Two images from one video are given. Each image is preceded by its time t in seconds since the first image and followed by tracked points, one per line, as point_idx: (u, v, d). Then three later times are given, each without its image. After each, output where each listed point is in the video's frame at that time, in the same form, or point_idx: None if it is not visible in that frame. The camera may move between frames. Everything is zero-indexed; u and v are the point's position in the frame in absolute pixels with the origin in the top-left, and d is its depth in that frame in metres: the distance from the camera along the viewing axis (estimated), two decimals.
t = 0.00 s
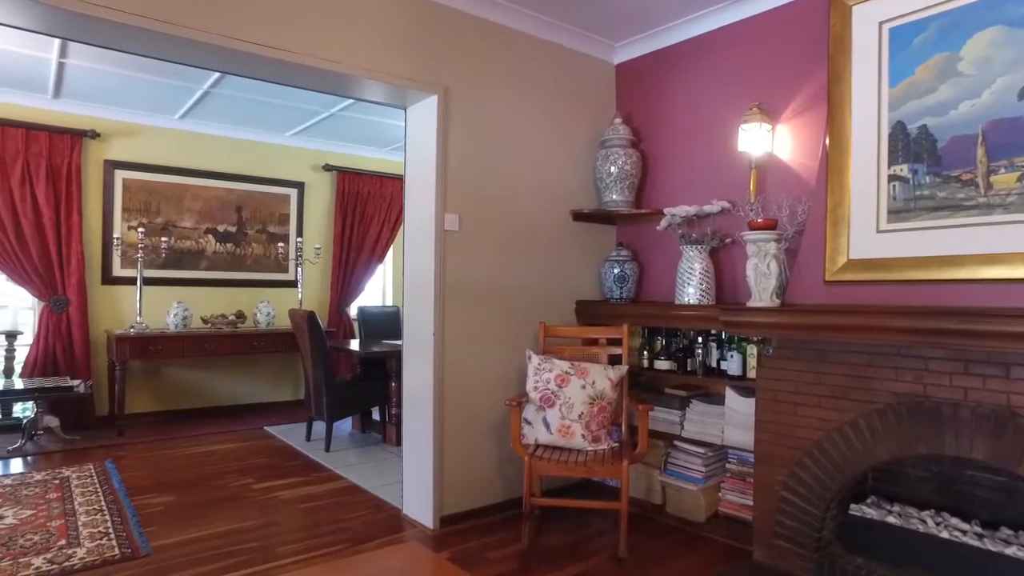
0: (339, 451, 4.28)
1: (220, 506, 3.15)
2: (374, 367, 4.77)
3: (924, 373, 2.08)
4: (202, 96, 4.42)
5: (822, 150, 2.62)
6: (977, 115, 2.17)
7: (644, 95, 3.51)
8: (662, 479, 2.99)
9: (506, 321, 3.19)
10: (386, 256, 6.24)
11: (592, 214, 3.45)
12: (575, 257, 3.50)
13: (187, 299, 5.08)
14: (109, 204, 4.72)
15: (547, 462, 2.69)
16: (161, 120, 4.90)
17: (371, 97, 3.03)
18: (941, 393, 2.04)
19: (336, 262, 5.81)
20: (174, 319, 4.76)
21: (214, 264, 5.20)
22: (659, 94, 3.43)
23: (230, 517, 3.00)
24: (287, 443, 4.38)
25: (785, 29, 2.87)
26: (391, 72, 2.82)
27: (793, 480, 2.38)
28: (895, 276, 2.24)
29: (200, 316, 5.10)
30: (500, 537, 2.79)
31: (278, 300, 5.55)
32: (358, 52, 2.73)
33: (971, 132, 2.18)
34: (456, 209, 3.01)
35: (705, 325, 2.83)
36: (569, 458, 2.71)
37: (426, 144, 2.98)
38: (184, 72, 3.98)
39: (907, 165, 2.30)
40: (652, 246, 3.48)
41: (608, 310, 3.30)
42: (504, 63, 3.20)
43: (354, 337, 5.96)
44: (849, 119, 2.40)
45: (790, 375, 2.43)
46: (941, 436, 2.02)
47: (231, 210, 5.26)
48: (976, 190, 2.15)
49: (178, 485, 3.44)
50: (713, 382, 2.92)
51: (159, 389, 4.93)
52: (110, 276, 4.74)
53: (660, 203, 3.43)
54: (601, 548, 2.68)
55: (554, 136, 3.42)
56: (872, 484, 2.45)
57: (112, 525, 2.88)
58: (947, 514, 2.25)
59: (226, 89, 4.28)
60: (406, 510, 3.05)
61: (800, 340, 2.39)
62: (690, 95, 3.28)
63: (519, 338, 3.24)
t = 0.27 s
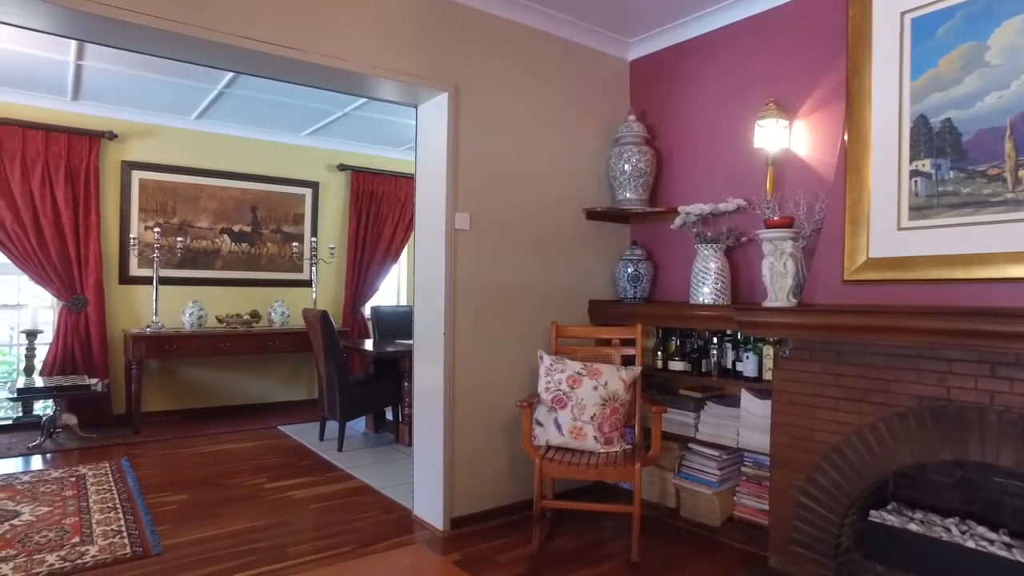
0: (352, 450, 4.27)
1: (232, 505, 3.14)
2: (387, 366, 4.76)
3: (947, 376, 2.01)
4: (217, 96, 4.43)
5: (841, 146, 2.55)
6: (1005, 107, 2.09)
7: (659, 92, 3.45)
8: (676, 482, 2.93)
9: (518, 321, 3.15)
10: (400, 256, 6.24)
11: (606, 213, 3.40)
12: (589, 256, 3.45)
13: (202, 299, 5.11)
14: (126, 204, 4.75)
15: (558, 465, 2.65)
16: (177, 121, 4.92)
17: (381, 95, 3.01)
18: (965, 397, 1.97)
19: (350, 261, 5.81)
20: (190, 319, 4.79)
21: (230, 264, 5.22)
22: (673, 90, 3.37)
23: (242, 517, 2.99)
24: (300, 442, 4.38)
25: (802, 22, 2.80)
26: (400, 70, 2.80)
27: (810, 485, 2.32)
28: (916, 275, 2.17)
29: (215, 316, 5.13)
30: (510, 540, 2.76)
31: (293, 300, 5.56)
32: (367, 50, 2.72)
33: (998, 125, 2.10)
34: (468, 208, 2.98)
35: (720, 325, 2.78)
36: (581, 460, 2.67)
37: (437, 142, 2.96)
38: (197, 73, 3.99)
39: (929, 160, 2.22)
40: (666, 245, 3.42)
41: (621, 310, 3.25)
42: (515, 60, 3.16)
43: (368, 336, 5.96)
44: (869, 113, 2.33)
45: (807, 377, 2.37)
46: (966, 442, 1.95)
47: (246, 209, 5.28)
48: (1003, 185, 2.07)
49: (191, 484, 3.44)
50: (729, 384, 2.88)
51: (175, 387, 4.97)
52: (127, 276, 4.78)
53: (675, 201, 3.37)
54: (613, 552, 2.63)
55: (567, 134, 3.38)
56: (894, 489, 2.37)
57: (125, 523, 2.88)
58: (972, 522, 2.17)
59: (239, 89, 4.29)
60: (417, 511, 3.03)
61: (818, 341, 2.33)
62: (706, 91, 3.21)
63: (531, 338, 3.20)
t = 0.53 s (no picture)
0: (363, 451, 4.26)
1: (243, 505, 3.14)
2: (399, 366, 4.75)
3: (970, 379, 1.95)
4: (230, 97, 4.43)
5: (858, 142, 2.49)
6: None
7: (672, 89, 3.40)
8: (690, 485, 2.88)
9: (529, 321, 3.12)
10: (413, 256, 6.23)
11: (618, 212, 3.35)
12: (601, 256, 3.41)
13: (215, 298, 5.13)
14: (141, 205, 4.78)
15: (569, 468, 2.62)
16: (191, 121, 4.94)
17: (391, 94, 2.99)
18: (990, 402, 1.90)
19: (363, 261, 5.81)
20: (203, 318, 4.82)
21: (243, 264, 5.24)
22: (687, 87, 3.32)
23: (252, 517, 2.99)
24: (312, 442, 4.38)
25: (819, 17, 2.74)
26: (410, 68, 2.78)
27: (827, 490, 2.26)
28: (938, 275, 2.11)
29: (228, 315, 5.15)
30: (520, 543, 2.73)
31: (305, 300, 5.57)
32: (376, 48, 2.70)
33: None
34: (478, 207, 2.96)
35: (735, 326, 2.72)
36: (592, 463, 2.63)
37: (447, 141, 2.93)
38: (210, 74, 4.00)
39: (951, 155, 2.16)
40: (680, 244, 3.37)
41: (633, 310, 3.20)
42: (526, 57, 3.13)
43: (381, 336, 5.95)
44: (889, 108, 2.27)
45: (825, 380, 2.31)
46: (990, 449, 1.88)
47: (259, 209, 5.30)
48: None
49: (202, 483, 3.45)
50: (744, 386, 2.81)
51: (189, 386, 4.99)
52: (142, 276, 4.81)
53: (689, 200, 3.32)
54: (624, 556, 2.59)
55: (579, 132, 3.34)
56: (914, 495, 2.31)
57: (136, 522, 2.88)
58: (998, 531, 2.09)
59: (252, 90, 4.29)
60: (427, 512, 3.01)
61: (835, 343, 2.27)
62: (720, 88, 3.16)
63: (542, 339, 3.17)
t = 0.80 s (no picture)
0: (377, 451, 4.25)
1: (255, 505, 3.13)
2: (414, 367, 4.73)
3: (1000, 384, 1.87)
4: (245, 97, 4.44)
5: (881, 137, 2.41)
6: None
7: (689, 85, 3.33)
8: (706, 490, 2.82)
9: (542, 321, 3.08)
10: (428, 256, 6.21)
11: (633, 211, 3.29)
12: (616, 255, 3.35)
13: (231, 298, 5.15)
14: (158, 205, 4.81)
15: (581, 471, 2.57)
16: (208, 122, 4.97)
17: (402, 92, 2.97)
18: (1021, 408, 1.82)
19: (378, 261, 5.80)
20: (219, 318, 4.85)
21: (259, 264, 5.25)
22: (704, 83, 3.25)
23: (263, 517, 2.98)
24: (325, 442, 4.38)
25: (840, 8, 2.66)
26: (421, 65, 2.75)
27: (848, 498, 2.19)
28: (966, 274, 2.06)
29: (244, 315, 5.17)
30: (532, 547, 2.69)
31: (321, 300, 5.57)
32: (387, 46, 2.67)
33: None
34: (490, 206, 2.92)
35: (753, 327, 2.65)
36: (605, 466, 2.58)
37: (459, 139, 2.90)
38: (225, 74, 4.00)
39: (980, 149, 2.07)
40: (696, 243, 3.30)
41: (649, 310, 3.14)
42: (539, 54, 3.09)
43: (396, 336, 5.94)
44: (915, 102, 2.19)
45: (846, 383, 2.23)
46: (1021, 457, 1.80)
47: (275, 209, 5.31)
48: None
49: (215, 483, 3.45)
50: (762, 389, 2.74)
51: (205, 385, 5.02)
52: (159, 276, 4.84)
53: (706, 198, 3.25)
54: (638, 562, 2.54)
55: (594, 130, 3.29)
56: (939, 503, 2.23)
57: (148, 521, 2.88)
58: None
59: (266, 89, 4.29)
60: (438, 514, 2.97)
61: (857, 345, 2.19)
62: (738, 83, 3.08)
63: (555, 339, 3.12)
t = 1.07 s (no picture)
0: (392, 452, 4.23)
1: (269, 506, 3.13)
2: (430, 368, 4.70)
3: None
4: (261, 99, 4.45)
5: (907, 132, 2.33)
6: None
7: (707, 81, 3.25)
8: (724, 496, 2.75)
9: (557, 322, 3.03)
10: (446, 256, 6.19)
11: (650, 210, 3.22)
12: (633, 255, 3.29)
13: (249, 299, 5.18)
14: (177, 206, 4.85)
15: (594, 476, 2.52)
16: (226, 124, 5.00)
17: (415, 91, 2.94)
18: None
19: (395, 261, 5.80)
20: (237, 318, 4.87)
21: (277, 264, 5.27)
22: (723, 79, 3.17)
23: (277, 518, 2.97)
24: (341, 443, 4.37)
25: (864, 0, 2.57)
26: (433, 63, 2.72)
27: (871, 506, 2.11)
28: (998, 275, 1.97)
29: (262, 315, 5.19)
30: (545, 552, 2.64)
31: (338, 300, 5.58)
32: (399, 44, 2.64)
33: None
34: (503, 205, 2.88)
35: (773, 329, 2.58)
36: (620, 471, 2.52)
37: (471, 138, 2.87)
38: (242, 75, 4.01)
39: (1013, 143, 1.97)
40: (715, 243, 3.23)
41: (665, 312, 3.07)
42: (553, 51, 3.04)
43: (413, 336, 5.93)
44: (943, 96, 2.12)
45: (869, 388, 2.16)
46: None
47: (292, 210, 5.32)
48: None
49: (230, 483, 3.45)
50: (782, 393, 2.67)
51: (223, 385, 5.05)
52: (178, 276, 4.88)
53: (724, 197, 3.17)
54: (653, 570, 2.48)
55: (610, 128, 3.23)
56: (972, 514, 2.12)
57: (163, 520, 2.89)
58: None
59: (282, 90, 4.30)
60: (451, 518, 2.94)
61: (881, 348, 2.12)
62: (759, 79, 3.00)
63: (569, 341, 3.07)
